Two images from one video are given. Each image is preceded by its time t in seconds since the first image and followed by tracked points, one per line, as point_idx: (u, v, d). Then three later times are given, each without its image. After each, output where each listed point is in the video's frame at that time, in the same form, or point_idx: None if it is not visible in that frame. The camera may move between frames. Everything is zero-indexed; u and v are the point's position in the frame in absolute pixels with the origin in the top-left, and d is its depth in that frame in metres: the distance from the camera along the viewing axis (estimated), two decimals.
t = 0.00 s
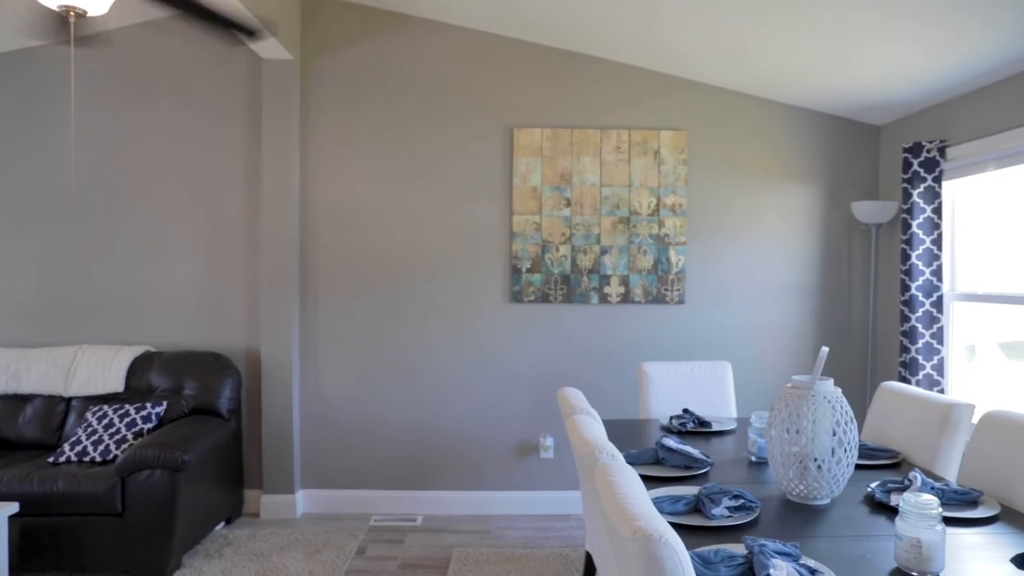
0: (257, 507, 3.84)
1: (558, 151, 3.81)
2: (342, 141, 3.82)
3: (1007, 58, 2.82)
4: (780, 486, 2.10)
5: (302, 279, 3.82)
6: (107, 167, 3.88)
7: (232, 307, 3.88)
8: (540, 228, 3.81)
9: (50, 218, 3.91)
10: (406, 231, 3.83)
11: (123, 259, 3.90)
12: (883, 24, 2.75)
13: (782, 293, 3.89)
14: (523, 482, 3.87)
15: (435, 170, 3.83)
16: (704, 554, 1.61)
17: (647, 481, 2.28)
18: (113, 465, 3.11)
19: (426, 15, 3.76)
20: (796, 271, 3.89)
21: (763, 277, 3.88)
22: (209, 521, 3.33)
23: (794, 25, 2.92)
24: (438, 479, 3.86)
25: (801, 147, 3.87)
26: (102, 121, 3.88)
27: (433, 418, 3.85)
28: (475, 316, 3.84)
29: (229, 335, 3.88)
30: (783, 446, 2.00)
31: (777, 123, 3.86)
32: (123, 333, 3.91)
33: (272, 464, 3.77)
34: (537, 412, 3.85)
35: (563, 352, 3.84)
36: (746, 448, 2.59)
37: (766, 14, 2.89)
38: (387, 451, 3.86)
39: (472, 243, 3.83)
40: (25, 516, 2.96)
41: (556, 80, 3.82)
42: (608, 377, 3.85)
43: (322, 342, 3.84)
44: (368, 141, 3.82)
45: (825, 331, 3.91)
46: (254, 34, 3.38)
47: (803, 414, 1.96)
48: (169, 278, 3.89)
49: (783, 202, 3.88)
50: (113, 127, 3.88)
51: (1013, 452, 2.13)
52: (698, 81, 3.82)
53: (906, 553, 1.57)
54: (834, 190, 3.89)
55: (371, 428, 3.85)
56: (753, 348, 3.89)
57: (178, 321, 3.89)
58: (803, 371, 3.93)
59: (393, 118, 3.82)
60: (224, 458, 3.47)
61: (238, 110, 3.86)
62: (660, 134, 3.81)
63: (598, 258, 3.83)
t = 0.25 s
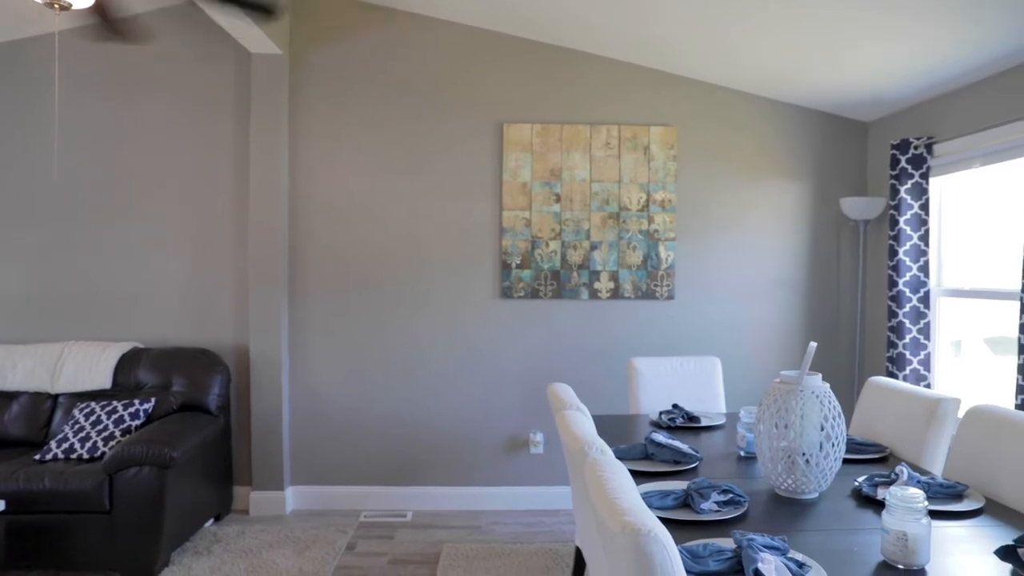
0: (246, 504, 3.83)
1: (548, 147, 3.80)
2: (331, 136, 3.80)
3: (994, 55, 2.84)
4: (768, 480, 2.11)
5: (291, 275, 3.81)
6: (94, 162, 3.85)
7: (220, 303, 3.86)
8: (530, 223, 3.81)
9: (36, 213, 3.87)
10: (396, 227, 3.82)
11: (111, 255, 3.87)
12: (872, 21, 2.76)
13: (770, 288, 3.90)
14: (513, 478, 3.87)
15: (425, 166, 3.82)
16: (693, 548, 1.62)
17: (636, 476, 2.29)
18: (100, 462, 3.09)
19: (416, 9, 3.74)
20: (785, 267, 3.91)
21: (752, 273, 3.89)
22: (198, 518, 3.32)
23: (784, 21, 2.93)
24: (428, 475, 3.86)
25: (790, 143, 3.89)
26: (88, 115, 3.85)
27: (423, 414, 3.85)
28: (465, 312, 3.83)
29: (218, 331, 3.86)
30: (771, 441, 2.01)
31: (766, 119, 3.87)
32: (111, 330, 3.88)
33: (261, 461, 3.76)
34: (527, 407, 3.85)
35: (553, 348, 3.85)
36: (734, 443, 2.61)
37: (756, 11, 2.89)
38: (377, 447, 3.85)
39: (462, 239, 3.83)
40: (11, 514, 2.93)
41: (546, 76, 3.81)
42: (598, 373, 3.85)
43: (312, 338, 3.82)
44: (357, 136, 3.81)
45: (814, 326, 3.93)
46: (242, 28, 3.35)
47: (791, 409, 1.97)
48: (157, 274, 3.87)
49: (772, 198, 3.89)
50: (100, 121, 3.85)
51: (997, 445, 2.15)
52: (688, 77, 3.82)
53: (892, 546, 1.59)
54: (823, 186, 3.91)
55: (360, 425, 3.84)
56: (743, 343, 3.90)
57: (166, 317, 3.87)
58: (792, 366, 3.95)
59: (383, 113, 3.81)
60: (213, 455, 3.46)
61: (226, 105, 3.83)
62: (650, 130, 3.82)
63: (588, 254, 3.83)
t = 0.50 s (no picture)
0: (234, 501, 3.81)
1: (536, 143, 3.80)
2: (319, 131, 3.78)
3: (980, 53, 2.86)
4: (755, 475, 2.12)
5: (278, 271, 3.79)
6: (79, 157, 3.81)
7: (207, 300, 3.84)
8: (518, 219, 3.81)
9: (20, 208, 3.82)
10: (384, 223, 3.81)
11: (96, 251, 3.83)
12: (858, 18, 2.78)
13: (758, 284, 3.92)
14: (501, 474, 3.88)
15: (413, 162, 3.80)
16: (680, 543, 1.63)
17: (624, 471, 2.29)
18: (86, 460, 3.07)
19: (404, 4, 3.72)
20: (772, 263, 3.93)
21: (739, 269, 3.91)
22: (185, 515, 3.30)
23: (771, 18, 2.93)
24: (417, 471, 3.86)
25: (777, 140, 3.90)
26: (72, 110, 3.81)
27: (411, 410, 3.84)
28: (454, 308, 3.83)
29: (205, 327, 3.84)
30: (758, 436, 2.02)
31: (753, 115, 3.88)
32: (96, 326, 3.85)
33: (249, 458, 3.74)
34: (516, 403, 3.86)
35: (541, 344, 3.85)
36: (722, 438, 2.62)
37: (744, 7, 2.90)
38: (365, 443, 3.84)
39: (450, 234, 3.82)
40: None
41: (534, 72, 3.81)
42: (586, 369, 3.86)
43: (299, 334, 3.81)
44: (345, 132, 3.79)
45: (800, 322, 3.96)
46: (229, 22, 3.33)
47: (778, 405, 1.98)
48: (143, 270, 3.84)
49: (760, 195, 3.91)
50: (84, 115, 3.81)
51: (980, 440, 2.18)
52: (675, 73, 3.83)
53: (877, 539, 1.60)
54: (810, 183, 3.93)
55: (349, 421, 3.83)
56: (730, 339, 3.92)
57: (153, 313, 3.84)
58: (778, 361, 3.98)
59: (371, 109, 3.79)
60: (201, 452, 3.44)
61: (213, 100, 3.80)
62: (638, 126, 3.82)
63: (576, 250, 3.83)
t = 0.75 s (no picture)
0: (219, 499, 3.79)
1: (523, 139, 3.80)
2: (305, 127, 3.76)
3: (963, 52, 2.89)
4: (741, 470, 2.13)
5: (264, 268, 3.77)
6: (61, 152, 3.77)
7: (192, 296, 3.81)
8: (505, 216, 3.81)
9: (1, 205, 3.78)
10: (370, 219, 3.80)
11: (79, 247, 3.79)
12: (843, 16, 2.79)
13: (744, 281, 3.94)
14: (488, 470, 3.88)
15: (400, 158, 3.79)
16: (666, 539, 1.63)
17: (611, 467, 2.30)
18: (69, 458, 3.04)
19: None
20: (757, 259, 3.95)
21: (725, 265, 3.93)
22: (170, 514, 3.28)
23: (757, 15, 2.94)
24: (403, 468, 3.86)
25: (763, 137, 3.92)
26: (54, 105, 3.76)
27: (397, 408, 3.83)
28: (441, 305, 3.82)
29: (190, 324, 3.81)
30: (744, 431, 2.03)
31: (739, 112, 3.90)
32: (79, 323, 3.81)
33: (235, 455, 3.72)
34: (503, 400, 3.86)
35: (528, 341, 3.85)
36: (708, 434, 2.63)
37: (730, 4, 2.91)
38: (352, 440, 3.83)
39: (437, 231, 3.81)
40: None
41: (522, 69, 3.80)
42: (573, 365, 3.87)
43: (285, 331, 3.79)
44: (331, 128, 3.77)
45: (785, 318, 3.98)
46: (213, 16, 3.30)
47: (764, 400, 2.00)
48: (127, 267, 3.80)
49: (745, 192, 3.93)
50: (66, 110, 3.76)
51: (960, 434, 2.20)
52: (662, 71, 3.84)
53: (860, 533, 1.61)
54: (795, 180, 3.95)
55: (335, 418, 3.82)
56: (717, 335, 3.94)
57: (137, 311, 3.81)
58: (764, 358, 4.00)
59: (357, 104, 3.77)
60: (186, 450, 3.42)
61: (197, 95, 3.77)
62: (625, 123, 3.83)
63: (563, 246, 3.84)
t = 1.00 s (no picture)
0: (204, 497, 3.77)
1: (509, 136, 3.80)
2: (290, 123, 3.74)
3: (945, 50, 2.92)
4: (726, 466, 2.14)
5: (249, 265, 3.74)
6: (41, 148, 3.72)
7: (176, 293, 3.78)
8: (491, 213, 3.80)
9: None
10: (356, 215, 3.78)
11: (60, 244, 3.75)
12: (826, 13, 2.80)
13: (729, 278, 3.96)
14: (475, 467, 3.88)
15: (386, 154, 3.78)
16: (651, 534, 1.64)
17: (596, 463, 2.30)
18: (50, 458, 3.00)
19: None
20: (742, 256, 3.97)
21: (711, 262, 3.95)
22: (154, 513, 3.25)
23: (742, 12, 2.95)
24: (389, 465, 3.85)
25: (748, 134, 3.94)
26: (34, 99, 3.71)
27: (383, 405, 3.82)
28: (427, 301, 3.82)
29: (173, 321, 3.78)
30: (729, 427, 2.04)
31: (725, 109, 3.92)
32: (60, 321, 3.77)
33: (219, 453, 3.70)
34: (489, 396, 3.86)
35: (514, 338, 3.85)
36: (693, 430, 2.65)
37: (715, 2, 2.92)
38: (338, 437, 3.82)
39: (423, 228, 3.80)
40: None
41: (508, 65, 3.80)
42: (559, 362, 3.87)
43: (270, 328, 3.77)
44: (317, 123, 3.75)
45: (770, 314, 4.01)
46: (197, 11, 3.27)
47: (748, 396, 2.01)
48: (109, 263, 3.76)
49: (730, 188, 3.95)
50: (47, 105, 3.72)
51: (941, 429, 2.23)
52: (648, 67, 3.85)
53: (843, 527, 1.63)
54: (779, 176, 3.98)
55: (321, 416, 3.80)
56: (702, 332, 3.96)
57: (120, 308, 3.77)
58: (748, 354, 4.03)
59: (343, 100, 3.75)
60: (169, 448, 3.39)
61: (180, 91, 3.74)
62: (610, 120, 3.84)
63: (549, 243, 3.84)
